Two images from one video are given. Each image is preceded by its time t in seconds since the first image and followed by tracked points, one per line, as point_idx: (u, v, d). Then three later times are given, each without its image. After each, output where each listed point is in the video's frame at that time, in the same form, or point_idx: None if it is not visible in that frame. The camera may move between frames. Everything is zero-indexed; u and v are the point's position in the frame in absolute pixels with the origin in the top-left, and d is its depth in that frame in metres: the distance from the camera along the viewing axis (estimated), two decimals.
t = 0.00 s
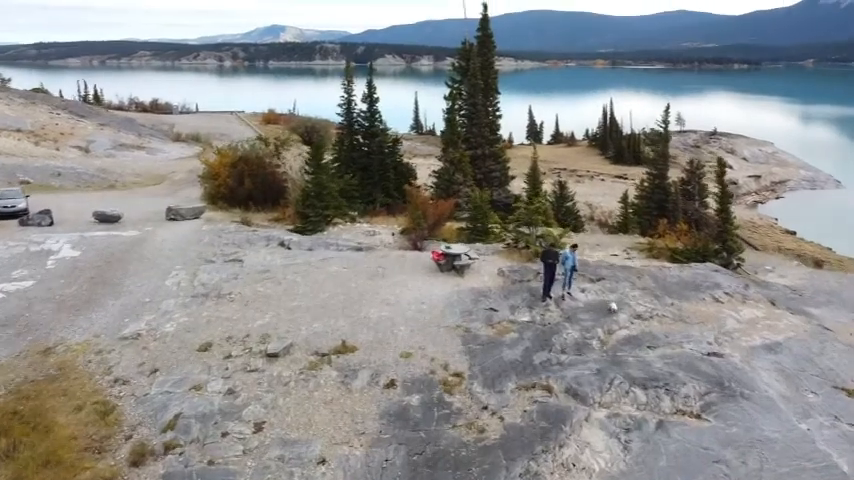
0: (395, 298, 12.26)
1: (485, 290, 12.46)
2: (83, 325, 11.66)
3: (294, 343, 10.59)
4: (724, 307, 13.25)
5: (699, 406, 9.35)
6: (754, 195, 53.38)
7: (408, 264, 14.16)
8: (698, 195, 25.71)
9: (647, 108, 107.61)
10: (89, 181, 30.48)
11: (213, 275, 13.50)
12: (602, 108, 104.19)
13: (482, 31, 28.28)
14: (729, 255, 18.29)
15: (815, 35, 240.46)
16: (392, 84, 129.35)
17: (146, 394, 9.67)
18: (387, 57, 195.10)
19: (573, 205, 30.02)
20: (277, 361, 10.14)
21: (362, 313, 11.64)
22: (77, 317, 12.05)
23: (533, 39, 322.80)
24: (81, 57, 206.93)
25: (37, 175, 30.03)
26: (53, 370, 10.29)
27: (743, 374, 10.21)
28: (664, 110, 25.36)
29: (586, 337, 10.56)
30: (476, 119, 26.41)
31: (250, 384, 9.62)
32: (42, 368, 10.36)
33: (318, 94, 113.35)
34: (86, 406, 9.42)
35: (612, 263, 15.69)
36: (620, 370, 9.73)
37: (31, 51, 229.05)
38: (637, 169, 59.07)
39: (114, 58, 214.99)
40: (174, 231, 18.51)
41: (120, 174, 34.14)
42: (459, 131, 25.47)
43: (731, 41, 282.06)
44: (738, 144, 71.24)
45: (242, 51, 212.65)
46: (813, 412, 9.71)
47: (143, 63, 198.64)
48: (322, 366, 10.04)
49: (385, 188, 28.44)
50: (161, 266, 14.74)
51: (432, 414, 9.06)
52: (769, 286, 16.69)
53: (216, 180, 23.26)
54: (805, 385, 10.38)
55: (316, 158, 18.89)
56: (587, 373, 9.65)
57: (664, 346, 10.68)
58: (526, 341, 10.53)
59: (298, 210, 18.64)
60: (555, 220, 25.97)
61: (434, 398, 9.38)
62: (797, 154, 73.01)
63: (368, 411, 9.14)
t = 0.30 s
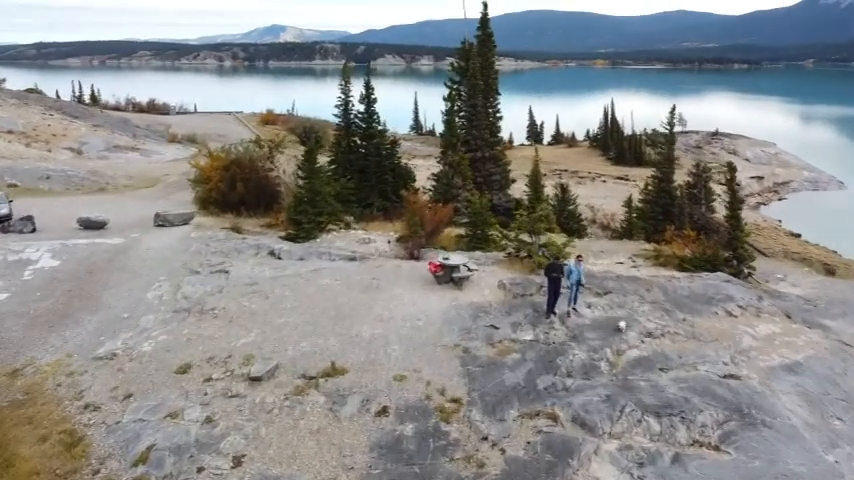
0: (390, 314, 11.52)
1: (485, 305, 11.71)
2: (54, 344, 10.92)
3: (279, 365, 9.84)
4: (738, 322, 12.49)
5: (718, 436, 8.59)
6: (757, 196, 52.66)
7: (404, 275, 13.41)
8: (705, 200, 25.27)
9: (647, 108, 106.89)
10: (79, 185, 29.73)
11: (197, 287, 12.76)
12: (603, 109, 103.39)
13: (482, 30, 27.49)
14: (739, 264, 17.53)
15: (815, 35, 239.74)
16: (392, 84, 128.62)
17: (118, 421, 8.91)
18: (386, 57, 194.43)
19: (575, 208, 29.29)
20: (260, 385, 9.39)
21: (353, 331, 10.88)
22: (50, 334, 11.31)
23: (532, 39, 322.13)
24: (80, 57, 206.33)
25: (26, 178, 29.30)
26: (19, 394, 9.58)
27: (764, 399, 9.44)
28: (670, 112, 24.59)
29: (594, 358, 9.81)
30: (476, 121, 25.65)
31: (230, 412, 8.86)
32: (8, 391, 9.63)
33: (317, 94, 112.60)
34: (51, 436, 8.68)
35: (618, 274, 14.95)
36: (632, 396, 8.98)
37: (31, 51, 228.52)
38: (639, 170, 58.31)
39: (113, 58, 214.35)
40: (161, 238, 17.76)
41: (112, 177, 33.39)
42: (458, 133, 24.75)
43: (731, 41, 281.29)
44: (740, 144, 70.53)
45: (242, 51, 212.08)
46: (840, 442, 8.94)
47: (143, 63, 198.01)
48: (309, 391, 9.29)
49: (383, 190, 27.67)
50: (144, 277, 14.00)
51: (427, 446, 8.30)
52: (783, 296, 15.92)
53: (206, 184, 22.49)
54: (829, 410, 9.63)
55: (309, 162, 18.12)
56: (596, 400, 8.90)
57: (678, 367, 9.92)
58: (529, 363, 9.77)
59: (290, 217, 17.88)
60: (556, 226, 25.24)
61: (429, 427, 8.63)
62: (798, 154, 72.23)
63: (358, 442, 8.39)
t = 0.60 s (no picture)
0: (384, 331, 10.83)
1: (486, 321, 11.03)
2: (26, 364, 10.24)
3: (264, 389, 9.16)
4: (753, 337, 11.80)
5: (738, 469, 7.89)
6: (761, 197, 51.99)
7: (399, 288, 12.74)
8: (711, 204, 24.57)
9: (648, 108, 106.22)
10: (70, 188, 29.08)
11: (181, 301, 12.08)
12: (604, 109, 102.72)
13: (482, 29, 26.80)
14: (750, 273, 16.83)
15: (816, 35, 238.86)
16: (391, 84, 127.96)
17: (87, 451, 8.22)
18: (386, 57, 193.94)
19: (577, 211, 28.63)
20: (242, 411, 8.71)
21: (345, 350, 10.20)
22: (22, 352, 10.64)
23: (532, 39, 321.47)
24: (81, 57, 206.02)
25: (15, 181, 28.62)
26: None
27: (785, 425, 8.74)
28: (676, 114, 23.86)
29: (603, 382, 9.12)
30: (475, 123, 25.00)
31: (208, 442, 8.18)
32: None
33: (316, 94, 111.94)
34: (14, 469, 7.98)
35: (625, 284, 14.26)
36: (644, 425, 8.28)
37: (31, 51, 227.99)
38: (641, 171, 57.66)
39: (113, 58, 213.68)
40: (148, 245, 17.11)
41: (104, 179, 32.74)
42: (457, 135, 24.07)
43: (732, 41, 280.43)
44: (742, 145, 69.83)
45: (242, 51, 211.49)
46: None
47: (142, 62, 197.30)
48: (294, 417, 8.61)
49: (381, 194, 27.00)
50: (126, 289, 13.33)
51: None
52: (796, 307, 15.23)
53: (198, 189, 21.84)
54: None
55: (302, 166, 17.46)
56: (605, 429, 8.21)
57: (692, 391, 9.23)
58: (533, 386, 9.09)
59: (282, 223, 17.21)
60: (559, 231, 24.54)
61: (425, 458, 7.93)
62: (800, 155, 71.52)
63: (346, 477, 7.70)
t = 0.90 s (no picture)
0: (379, 346, 10.24)
1: (486, 336, 10.42)
2: None
3: (249, 412, 8.56)
4: (768, 352, 11.18)
5: None
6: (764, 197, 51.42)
7: (395, 300, 12.13)
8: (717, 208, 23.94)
9: (648, 108, 105.64)
10: (61, 191, 28.48)
11: (165, 314, 11.46)
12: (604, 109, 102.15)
13: (482, 29, 26.18)
14: (760, 280, 16.21)
15: (816, 34, 238.23)
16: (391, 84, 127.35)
17: None
18: (387, 57, 193.37)
19: (579, 214, 28.04)
20: (225, 437, 8.10)
21: (336, 368, 9.60)
22: None
23: (532, 39, 321.01)
24: (81, 57, 205.51)
25: (5, 184, 28.01)
26: None
27: (808, 451, 8.12)
28: (680, 115, 23.25)
29: (611, 405, 8.52)
30: (475, 124, 24.37)
31: (186, 472, 7.56)
32: None
33: (315, 94, 111.41)
34: None
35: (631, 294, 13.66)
36: (656, 453, 7.67)
37: (31, 51, 227.43)
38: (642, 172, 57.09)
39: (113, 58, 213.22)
40: (136, 252, 16.51)
41: (97, 181, 32.15)
42: (457, 137, 23.47)
43: (732, 41, 279.90)
44: (744, 146, 69.21)
45: (242, 51, 211.04)
46: None
47: (142, 63, 196.67)
48: (280, 444, 8.00)
49: (379, 196, 26.41)
50: (110, 299, 12.70)
51: None
52: (809, 317, 14.61)
53: (190, 192, 21.24)
54: None
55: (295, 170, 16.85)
56: (615, 457, 7.60)
57: (707, 414, 8.62)
58: (536, 409, 8.49)
59: (275, 229, 16.56)
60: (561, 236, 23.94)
61: None
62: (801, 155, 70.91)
63: None
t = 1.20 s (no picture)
0: (370, 368, 9.48)
1: (486, 357, 9.67)
2: None
3: (226, 445, 7.82)
4: (789, 373, 10.42)
5: None
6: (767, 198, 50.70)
7: (389, 316, 11.38)
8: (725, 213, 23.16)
9: (649, 108, 104.90)
10: (49, 196, 27.71)
11: (143, 331, 10.71)
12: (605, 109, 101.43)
13: (482, 28, 25.34)
14: (773, 290, 15.44)
15: (816, 35, 237.66)
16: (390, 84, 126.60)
17: None
18: (386, 57, 192.72)
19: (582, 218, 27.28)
20: (198, 474, 7.35)
21: (324, 394, 8.84)
22: None
23: (532, 39, 320.53)
24: (81, 57, 204.84)
25: None
26: None
27: None
28: (687, 116, 22.51)
29: (623, 439, 7.77)
30: (475, 126, 23.62)
31: None
32: None
33: (314, 94, 110.70)
34: None
35: (640, 308, 12.92)
36: None
37: (32, 51, 226.81)
38: (644, 173, 56.36)
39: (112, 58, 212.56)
40: (118, 261, 15.74)
41: (88, 184, 31.42)
42: (456, 139, 22.68)
43: (732, 41, 279.18)
44: (746, 146, 68.47)
45: (242, 51, 210.38)
46: None
47: (142, 62, 195.90)
48: None
49: (376, 200, 25.67)
50: (86, 314, 11.93)
51: None
52: (827, 330, 13.85)
53: (179, 196, 20.50)
54: None
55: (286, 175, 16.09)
56: None
57: (728, 447, 7.87)
58: (542, 443, 7.74)
59: (265, 236, 15.81)
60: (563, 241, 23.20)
61: None
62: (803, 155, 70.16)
63: None
